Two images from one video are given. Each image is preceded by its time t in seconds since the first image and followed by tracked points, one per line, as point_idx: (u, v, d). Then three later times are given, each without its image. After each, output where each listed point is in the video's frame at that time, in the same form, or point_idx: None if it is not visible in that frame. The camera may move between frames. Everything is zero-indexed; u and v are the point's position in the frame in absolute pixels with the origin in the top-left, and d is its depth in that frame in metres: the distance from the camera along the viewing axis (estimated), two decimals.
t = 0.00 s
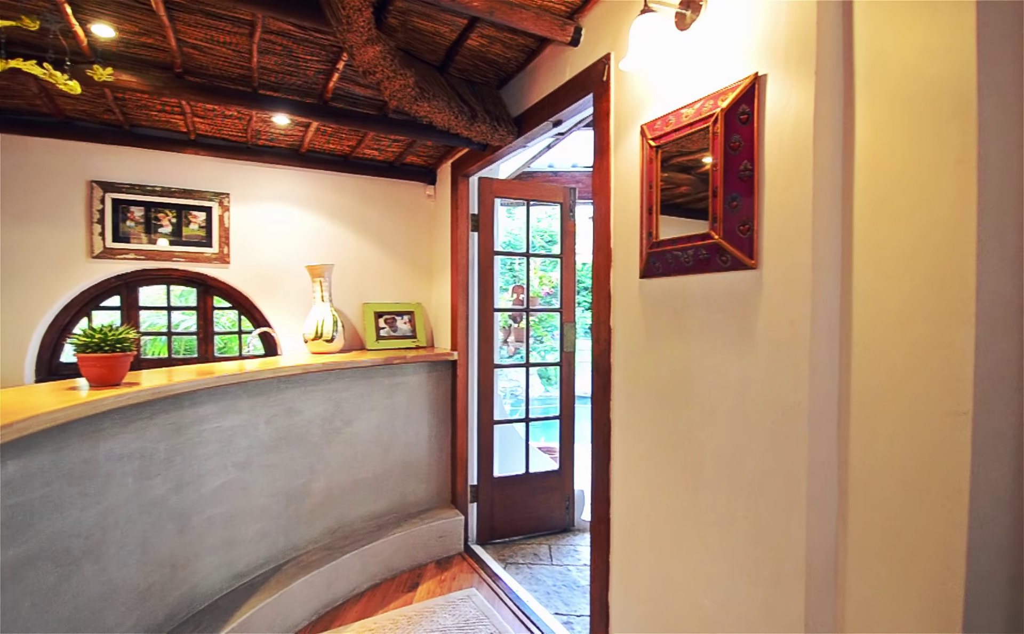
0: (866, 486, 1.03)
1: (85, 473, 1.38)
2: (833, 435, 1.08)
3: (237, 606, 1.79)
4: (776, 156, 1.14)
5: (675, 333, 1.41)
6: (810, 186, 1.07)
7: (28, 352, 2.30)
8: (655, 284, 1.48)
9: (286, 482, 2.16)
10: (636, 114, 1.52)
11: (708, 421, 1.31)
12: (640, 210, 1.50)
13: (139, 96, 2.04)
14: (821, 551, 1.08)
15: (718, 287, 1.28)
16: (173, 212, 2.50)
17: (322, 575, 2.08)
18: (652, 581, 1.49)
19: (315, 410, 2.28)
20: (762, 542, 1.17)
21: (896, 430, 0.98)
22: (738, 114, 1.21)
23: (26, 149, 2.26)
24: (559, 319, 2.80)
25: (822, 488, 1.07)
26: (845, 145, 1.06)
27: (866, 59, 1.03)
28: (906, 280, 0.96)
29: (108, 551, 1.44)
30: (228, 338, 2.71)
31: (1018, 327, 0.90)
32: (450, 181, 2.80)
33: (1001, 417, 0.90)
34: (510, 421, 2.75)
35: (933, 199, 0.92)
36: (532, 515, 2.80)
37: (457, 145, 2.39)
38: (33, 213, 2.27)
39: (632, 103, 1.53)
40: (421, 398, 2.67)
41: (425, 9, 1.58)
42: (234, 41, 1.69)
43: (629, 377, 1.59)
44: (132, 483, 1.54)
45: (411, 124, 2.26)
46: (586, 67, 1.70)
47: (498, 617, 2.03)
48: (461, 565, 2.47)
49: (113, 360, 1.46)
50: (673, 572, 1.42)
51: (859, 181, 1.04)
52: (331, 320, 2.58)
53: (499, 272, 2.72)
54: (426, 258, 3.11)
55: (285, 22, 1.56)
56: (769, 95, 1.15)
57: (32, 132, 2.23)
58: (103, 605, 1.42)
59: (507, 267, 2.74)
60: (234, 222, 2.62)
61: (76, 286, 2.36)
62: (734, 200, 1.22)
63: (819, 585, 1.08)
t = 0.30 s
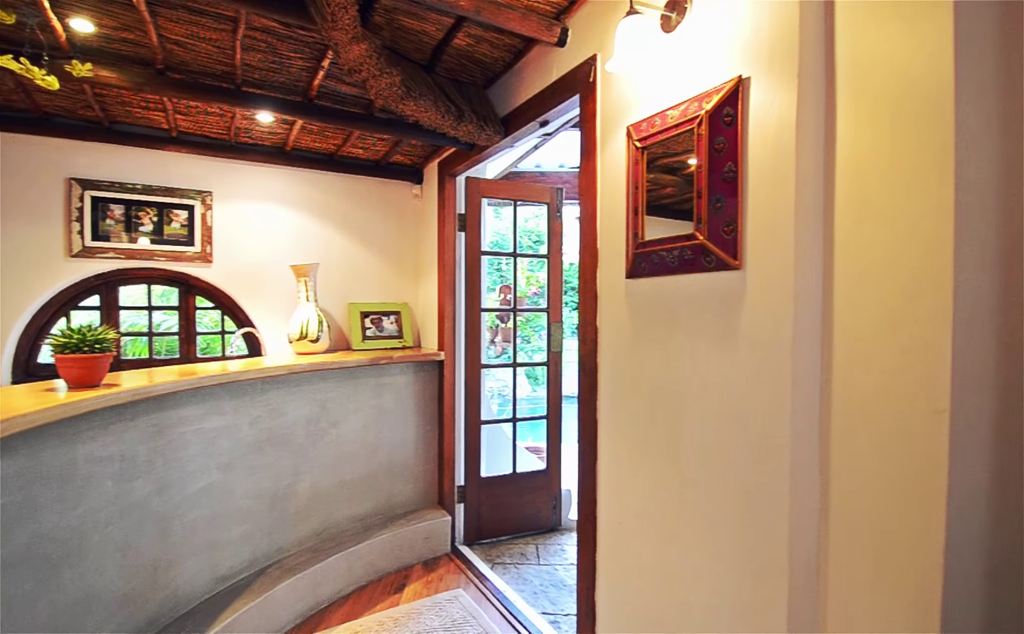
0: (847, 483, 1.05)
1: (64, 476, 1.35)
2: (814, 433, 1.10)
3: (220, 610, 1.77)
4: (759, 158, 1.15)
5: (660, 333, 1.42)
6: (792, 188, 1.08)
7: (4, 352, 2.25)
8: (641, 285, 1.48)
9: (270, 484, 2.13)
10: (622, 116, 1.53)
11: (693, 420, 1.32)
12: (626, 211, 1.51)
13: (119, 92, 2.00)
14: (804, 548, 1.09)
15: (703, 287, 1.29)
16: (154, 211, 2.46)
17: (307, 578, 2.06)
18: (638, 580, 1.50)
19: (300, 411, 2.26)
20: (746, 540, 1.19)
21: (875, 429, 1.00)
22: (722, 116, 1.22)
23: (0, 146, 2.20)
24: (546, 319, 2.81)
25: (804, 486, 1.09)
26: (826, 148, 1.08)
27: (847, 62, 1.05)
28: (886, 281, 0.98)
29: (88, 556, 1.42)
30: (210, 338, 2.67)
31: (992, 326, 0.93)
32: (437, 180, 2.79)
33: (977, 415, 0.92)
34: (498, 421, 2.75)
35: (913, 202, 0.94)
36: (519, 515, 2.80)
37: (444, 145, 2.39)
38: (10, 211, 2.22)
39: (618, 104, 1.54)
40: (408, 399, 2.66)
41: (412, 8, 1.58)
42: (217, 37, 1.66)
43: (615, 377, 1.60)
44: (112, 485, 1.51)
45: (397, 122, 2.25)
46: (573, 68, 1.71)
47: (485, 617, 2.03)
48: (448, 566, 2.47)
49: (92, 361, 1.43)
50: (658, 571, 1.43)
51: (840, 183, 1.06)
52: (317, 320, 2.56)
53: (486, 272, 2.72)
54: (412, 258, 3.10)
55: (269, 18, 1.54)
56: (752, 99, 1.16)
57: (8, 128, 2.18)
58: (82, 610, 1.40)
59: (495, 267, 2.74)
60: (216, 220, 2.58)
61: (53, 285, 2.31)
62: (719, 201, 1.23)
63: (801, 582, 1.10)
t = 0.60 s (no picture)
0: (826, 480, 1.06)
1: (38, 480, 1.32)
2: (794, 432, 1.11)
3: (201, 615, 1.75)
4: (741, 160, 1.17)
5: (645, 334, 1.43)
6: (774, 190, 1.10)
7: None
8: (626, 285, 1.49)
9: (252, 486, 2.11)
10: (606, 116, 1.53)
11: (677, 419, 1.33)
12: (611, 211, 1.52)
13: (97, 87, 1.96)
14: (785, 545, 1.11)
15: (687, 287, 1.30)
16: (133, 208, 2.42)
17: (290, 581, 2.03)
18: (622, 579, 1.51)
19: (283, 413, 2.23)
20: (728, 538, 1.20)
21: (855, 429, 1.01)
22: (706, 118, 1.23)
23: None
24: (532, 319, 2.82)
25: (784, 484, 1.10)
26: (806, 150, 1.09)
27: (827, 66, 1.06)
28: (863, 281, 1.00)
29: (63, 561, 1.39)
30: (191, 339, 2.63)
31: (966, 326, 0.95)
32: (422, 180, 2.78)
33: (951, 412, 0.95)
34: (484, 421, 2.75)
35: (889, 205, 0.96)
36: (505, 515, 2.81)
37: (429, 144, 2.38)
38: None
39: (602, 105, 1.54)
40: (393, 399, 2.64)
41: (396, 6, 1.57)
42: (198, 33, 1.64)
43: (600, 377, 1.60)
44: (89, 489, 1.48)
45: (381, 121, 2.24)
46: (558, 69, 1.71)
47: (470, 618, 2.03)
48: (434, 567, 2.46)
49: (68, 362, 1.39)
50: (643, 569, 1.44)
51: (820, 186, 1.08)
52: (300, 320, 2.53)
53: (472, 272, 2.71)
54: (398, 258, 3.09)
55: (251, 15, 1.53)
56: (735, 101, 1.18)
57: None
58: (57, 617, 1.37)
59: (480, 267, 2.74)
60: (197, 218, 2.55)
61: (28, 284, 2.25)
62: (702, 202, 1.24)
63: (783, 580, 1.11)
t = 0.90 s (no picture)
0: (805, 479, 1.08)
1: (11, 484, 1.29)
2: (774, 431, 1.12)
3: (180, 620, 1.72)
4: (722, 162, 1.18)
5: (628, 335, 1.44)
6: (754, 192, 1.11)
7: None
8: (610, 285, 1.50)
9: (232, 489, 2.08)
10: (590, 117, 1.54)
11: (659, 419, 1.34)
12: (595, 212, 1.52)
13: (72, 82, 1.92)
14: (765, 543, 1.12)
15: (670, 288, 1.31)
16: (109, 206, 2.37)
17: (272, 584, 2.01)
18: (606, 578, 1.52)
19: (264, 414, 2.21)
20: (710, 537, 1.21)
21: (833, 428, 1.03)
22: (688, 120, 1.24)
23: None
24: (517, 318, 2.82)
25: (765, 483, 1.12)
26: (785, 153, 1.11)
27: (805, 70, 1.08)
28: (841, 283, 1.01)
29: (37, 567, 1.36)
30: (169, 340, 2.58)
31: (938, 326, 0.97)
32: (406, 179, 2.77)
33: (924, 411, 0.97)
34: (468, 421, 2.74)
35: (865, 208, 0.98)
36: (490, 515, 2.81)
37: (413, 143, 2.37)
38: None
39: (586, 106, 1.55)
40: (377, 400, 2.63)
41: (379, 4, 1.56)
42: (176, 28, 1.61)
43: (583, 378, 1.61)
44: (64, 493, 1.45)
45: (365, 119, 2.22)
46: (542, 69, 1.72)
47: (455, 618, 2.02)
48: (419, 568, 2.45)
49: (41, 363, 1.36)
50: (627, 568, 1.45)
51: (799, 188, 1.09)
52: (282, 320, 2.51)
53: (457, 272, 2.71)
54: (382, 257, 3.07)
55: (231, 10, 1.51)
56: (716, 104, 1.19)
57: None
58: (32, 624, 1.34)
59: (465, 267, 2.73)
60: (175, 216, 2.50)
61: None
62: (684, 204, 1.26)
63: (763, 578, 1.12)
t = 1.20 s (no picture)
0: (787, 477, 1.09)
1: None
2: (756, 429, 1.14)
3: (161, 625, 1.69)
4: (706, 164, 1.19)
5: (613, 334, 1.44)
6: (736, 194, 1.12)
7: None
8: (596, 285, 1.50)
9: (214, 492, 2.05)
10: (575, 118, 1.54)
11: (644, 419, 1.35)
12: (580, 212, 1.53)
13: (49, 77, 1.88)
14: (748, 540, 1.14)
15: (654, 288, 1.32)
16: (86, 203, 2.33)
17: (255, 588, 1.99)
18: (592, 577, 1.53)
19: (247, 416, 2.18)
20: (694, 535, 1.22)
21: (814, 427, 1.04)
22: (672, 122, 1.25)
23: None
24: (504, 318, 2.82)
25: (748, 481, 1.13)
26: (767, 155, 1.12)
27: (786, 74, 1.09)
28: (821, 284, 1.03)
29: (10, 573, 1.33)
30: (149, 340, 2.52)
31: (916, 326, 0.99)
32: (392, 179, 2.75)
33: (902, 410, 0.98)
34: (454, 422, 2.74)
35: (844, 210, 0.99)
36: (476, 515, 2.81)
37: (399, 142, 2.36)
38: None
39: (571, 106, 1.56)
40: (363, 400, 2.61)
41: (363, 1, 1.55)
42: (156, 23, 1.59)
43: (569, 378, 1.62)
44: (39, 498, 1.42)
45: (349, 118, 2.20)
46: (528, 69, 1.72)
47: (441, 620, 2.01)
48: (404, 570, 2.44)
49: (17, 365, 1.33)
50: (612, 566, 1.46)
51: (780, 190, 1.11)
52: (265, 320, 2.48)
53: (443, 272, 2.70)
54: (367, 257, 3.06)
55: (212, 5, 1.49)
56: (700, 106, 1.20)
57: None
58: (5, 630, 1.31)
59: (451, 267, 2.72)
60: (155, 214, 2.47)
61: None
62: (669, 204, 1.27)
63: (745, 575, 1.14)
